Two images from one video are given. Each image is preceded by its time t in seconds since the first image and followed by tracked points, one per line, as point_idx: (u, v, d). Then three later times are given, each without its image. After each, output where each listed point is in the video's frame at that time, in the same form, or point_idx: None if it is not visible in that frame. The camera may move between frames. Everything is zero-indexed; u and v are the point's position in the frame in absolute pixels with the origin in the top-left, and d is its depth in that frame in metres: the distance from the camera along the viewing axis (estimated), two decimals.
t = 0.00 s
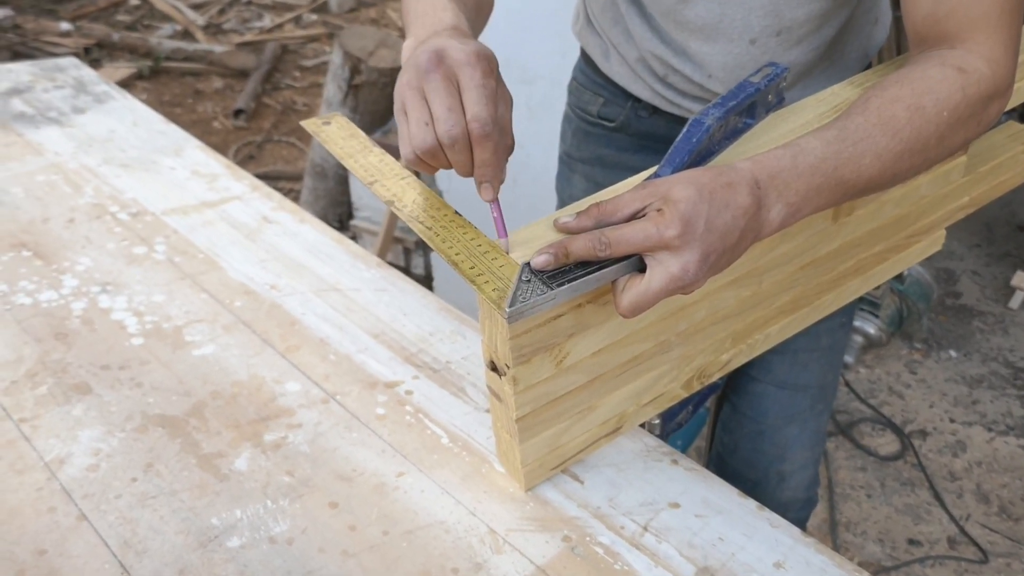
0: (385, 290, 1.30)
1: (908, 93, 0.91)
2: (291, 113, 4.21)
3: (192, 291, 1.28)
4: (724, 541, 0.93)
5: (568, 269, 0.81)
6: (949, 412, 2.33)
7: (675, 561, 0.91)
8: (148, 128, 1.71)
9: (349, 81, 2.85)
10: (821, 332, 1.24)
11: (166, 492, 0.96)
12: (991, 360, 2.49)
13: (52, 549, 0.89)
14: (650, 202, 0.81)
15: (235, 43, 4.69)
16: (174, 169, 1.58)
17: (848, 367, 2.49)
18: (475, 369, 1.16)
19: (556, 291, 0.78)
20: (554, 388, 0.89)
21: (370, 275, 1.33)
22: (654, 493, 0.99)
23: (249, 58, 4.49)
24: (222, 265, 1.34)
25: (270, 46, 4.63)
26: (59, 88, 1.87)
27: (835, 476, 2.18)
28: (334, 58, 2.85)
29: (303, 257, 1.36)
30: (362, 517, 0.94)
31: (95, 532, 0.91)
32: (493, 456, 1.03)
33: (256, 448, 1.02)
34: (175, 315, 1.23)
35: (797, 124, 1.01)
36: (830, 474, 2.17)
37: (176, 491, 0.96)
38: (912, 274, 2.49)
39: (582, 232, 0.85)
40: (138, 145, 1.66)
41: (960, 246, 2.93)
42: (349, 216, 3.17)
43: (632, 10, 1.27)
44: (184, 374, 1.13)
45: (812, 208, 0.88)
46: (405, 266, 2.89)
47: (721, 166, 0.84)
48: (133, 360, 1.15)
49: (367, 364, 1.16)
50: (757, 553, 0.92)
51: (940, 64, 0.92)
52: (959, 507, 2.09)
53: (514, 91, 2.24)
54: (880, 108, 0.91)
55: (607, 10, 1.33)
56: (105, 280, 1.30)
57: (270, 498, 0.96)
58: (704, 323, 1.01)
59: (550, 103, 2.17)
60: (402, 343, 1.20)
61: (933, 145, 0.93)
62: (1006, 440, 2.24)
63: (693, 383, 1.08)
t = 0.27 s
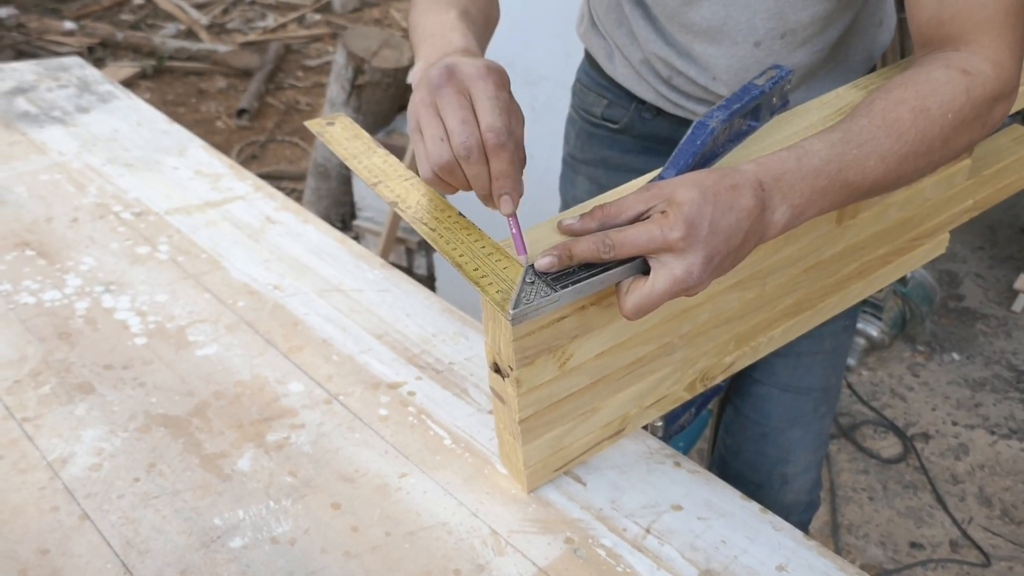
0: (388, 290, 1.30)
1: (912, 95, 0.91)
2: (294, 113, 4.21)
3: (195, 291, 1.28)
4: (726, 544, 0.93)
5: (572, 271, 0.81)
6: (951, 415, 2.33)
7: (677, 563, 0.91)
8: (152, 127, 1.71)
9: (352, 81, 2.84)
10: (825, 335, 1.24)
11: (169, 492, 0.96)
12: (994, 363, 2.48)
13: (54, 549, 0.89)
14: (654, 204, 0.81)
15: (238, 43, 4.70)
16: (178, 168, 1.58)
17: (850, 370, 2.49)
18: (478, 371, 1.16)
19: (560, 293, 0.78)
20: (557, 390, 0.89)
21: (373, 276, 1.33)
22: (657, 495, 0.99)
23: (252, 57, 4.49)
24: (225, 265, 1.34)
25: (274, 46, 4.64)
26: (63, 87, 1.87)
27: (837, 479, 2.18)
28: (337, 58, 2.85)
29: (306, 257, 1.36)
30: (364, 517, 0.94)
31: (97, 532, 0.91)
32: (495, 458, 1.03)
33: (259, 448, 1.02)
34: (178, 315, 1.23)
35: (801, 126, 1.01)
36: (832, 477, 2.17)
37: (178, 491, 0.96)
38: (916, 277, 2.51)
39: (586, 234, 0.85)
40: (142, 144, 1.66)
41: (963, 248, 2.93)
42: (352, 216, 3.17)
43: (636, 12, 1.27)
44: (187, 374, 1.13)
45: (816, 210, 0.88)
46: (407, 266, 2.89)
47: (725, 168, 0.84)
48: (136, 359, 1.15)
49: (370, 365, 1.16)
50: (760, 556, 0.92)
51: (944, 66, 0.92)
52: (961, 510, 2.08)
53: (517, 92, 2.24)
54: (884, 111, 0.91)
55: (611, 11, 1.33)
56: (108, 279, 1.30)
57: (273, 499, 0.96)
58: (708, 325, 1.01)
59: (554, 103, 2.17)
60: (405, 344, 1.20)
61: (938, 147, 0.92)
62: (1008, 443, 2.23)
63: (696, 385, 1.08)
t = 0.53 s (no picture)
0: (389, 292, 1.30)
1: (914, 97, 0.91)
2: (296, 113, 4.22)
3: (196, 292, 1.28)
4: (728, 545, 0.93)
5: (573, 273, 0.81)
6: (953, 416, 2.33)
7: (678, 565, 0.91)
8: (153, 129, 1.71)
9: (354, 81, 2.84)
10: (826, 336, 1.24)
11: (170, 494, 0.96)
12: (996, 363, 2.48)
13: (56, 551, 0.89)
14: (655, 206, 0.81)
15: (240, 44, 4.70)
16: (179, 170, 1.58)
17: (852, 370, 2.49)
18: (479, 372, 1.16)
19: (561, 295, 0.78)
20: (558, 391, 0.89)
21: (374, 277, 1.33)
22: (658, 496, 0.99)
23: (254, 58, 4.49)
24: (226, 266, 1.34)
25: (275, 47, 4.64)
26: (65, 88, 1.87)
27: (839, 480, 2.17)
28: (339, 59, 2.84)
29: (308, 258, 1.36)
30: (365, 519, 0.94)
31: (99, 534, 0.91)
32: (496, 459, 1.03)
33: (260, 450, 1.02)
34: (180, 316, 1.23)
35: (804, 126, 1.01)
36: (834, 478, 2.16)
37: (179, 493, 0.96)
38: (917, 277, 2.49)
39: (587, 236, 0.85)
40: (143, 146, 1.66)
41: (965, 249, 2.92)
42: (354, 217, 3.17)
43: (637, 12, 1.27)
44: (188, 376, 1.13)
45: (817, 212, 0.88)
46: (409, 267, 2.89)
47: (727, 169, 0.84)
48: (137, 361, 1.15)
49: (372, 366, 1.16)
50: (761, 557, 0.92)
51: (945, 68, 0.92)
52: (963, 510, 2.08)
53: (518, 93, 2.23)
54: (886, 112, 0.90)
55: (613, 11, 1.33)
56: (109, 281, 1.30)
57: (274, 501, 0.96)
58: (709, 326, 1.01)
59: (556, 103, 2.17)
60: (406, 345, 1.20)
61: (939, 149, 0.92)
62: (1011, 443, 2.23)
63: (697, 386, 1.08)
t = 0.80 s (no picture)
0: (390, 293, 1.30)
1: (914, 94, 0.91)
2: (297, 115, 4.22)
3: (197, 294, 1.28)
4: (730, 546, 0.93)
5: (573, 273, 0.81)
6: (956, 415, 2.32)
7: (681, 565, 0.91)
8: (153, 130, 1.71)
9: (354, 82, 2.83)
10: (828, 336, 1.24)
11: (171, 496, 0.96)
12: (999, 362, 2.48)
13: (57, 553, 0.89)
14: (655, 206, 0.81)
15: (241, 45, 4.70)
16: (179, 171, 1.58)
17: (854, 370, 2.48)
18: (480, 373, 1.16)
19: (561, 295, 0.78)
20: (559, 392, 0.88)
21: (375, 278, 1.33)
22: (660, 497, 0.99)
23: (255, 59, 4.49)
24: (227, 267, 1.34)
25: (276, 48, 4.64)
26: (65, 90, 1.87)
27: (841, 479, 2.17)
28: (339, 60, 2.83)
29: (308, 259, 1.36)
30: (367, 520, 0.94)
31: (100, 536, 0.91)
32: (498, 460, 1.03)
33: (261, 452, 1.02)
34: (180, 318, 1.23)
35: (805, 125, 1.00)
36: (837, 477, 2.16)
37: (180, 495, 0.96)
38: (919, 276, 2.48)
39: (587, 235, 0.85)
40: (144, 147, 1.66)
41: (967, 248, 2.92)
42: (355, 217, 3.17)
43: (637, 11, 1.27)
44: (189, 378, 1.13)
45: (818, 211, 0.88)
46: (410, 268, 2.89)
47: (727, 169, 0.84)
48: (138, 363, 1.15)
49: (373, 367, 1.16)
50: (764, 558, 0.92)
51: (946, 65, 0.92)
52: (967, 510, 2.08)
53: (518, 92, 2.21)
54: (886, 110, 0.90)
55: (613, 11, 1.33)
56: (110, 283, 1.30)
57: (275, 502, 0.96)
58: (710, 326, 1.01)
59: (557, 103, 2.16)
60: (407, 346, 1.20)
61: (940, 147, 0.92)
62: (1014, 443, 2.23)
63: (699, 387, 1.08)
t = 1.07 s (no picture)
0: (391, 293, 1.30)
1: (925, 102, 0.90)
2: (298, 115, 4.22)
3: (198, 294, 1.28)
4: (733, 547, 0.93)
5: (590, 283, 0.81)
6: (958, 415, 2.32)
7: (683, 566, 0.91)
8: (155, 130, 1.71)
9: (355, 82, 2.83)
10: (831, 336, 1.24)
11: (172, 497, 0.96)
12: (1000, 362, 2.47)
13: (59, 554, 0.89)
14: (676, 224, 0.80)
15: (241, 45, 4.70)
16: (180, 171, 1.58)
17: (856, 370, 2.48)
18: (482, 373, 1.16)
19: (574, 304, 0.79)
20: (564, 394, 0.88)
21: (377, 278, 1.33)
22: (663, 497, 0.99)
23: (256, 59, 4.49)
24: (228, 267, 1.34)
25: (277, 48, 4.64)
26: (66, 90, 1.87)
27: (843, 479, 2.16)
28: (340, 60, 2.84)
29: (310, 260, 1.36)
30: (369, 521, 0.94)
31: (101, 537, 0.91)
32: (500, 461, 1.03)
33: (263, 452, 1.02)
34: (182, 318, 1.23)
35: (816, 129, 0.99)
36: (839, 477, 2.15)
37: (182, 496, 0.96)
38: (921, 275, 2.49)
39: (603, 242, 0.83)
40: (145, 147, 1.66)
41: (969, 247, 2.92)
42: (356, 217, 3.17)
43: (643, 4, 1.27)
44: (190, 378, 1.13)
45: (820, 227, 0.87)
46: (412, 268, 2.89)
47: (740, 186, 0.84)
48: (140, 364, 1.15)
49: (374, 367, 1.15)
50: (767, 559, 0.91)
51: (958, 68, 0.91)
52: (968, 510, 2.07)
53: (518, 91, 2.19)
54: (896, 119, 0.90)
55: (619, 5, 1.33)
56: (112, 283, 1.30)
57: (277, 503, 0.95)
58: (716, 329, 1.01)
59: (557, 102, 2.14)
60: (409, 346, 1.20)
61: (951, 153, 0.92)
62: (1016, 443, 2.23)
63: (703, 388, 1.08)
